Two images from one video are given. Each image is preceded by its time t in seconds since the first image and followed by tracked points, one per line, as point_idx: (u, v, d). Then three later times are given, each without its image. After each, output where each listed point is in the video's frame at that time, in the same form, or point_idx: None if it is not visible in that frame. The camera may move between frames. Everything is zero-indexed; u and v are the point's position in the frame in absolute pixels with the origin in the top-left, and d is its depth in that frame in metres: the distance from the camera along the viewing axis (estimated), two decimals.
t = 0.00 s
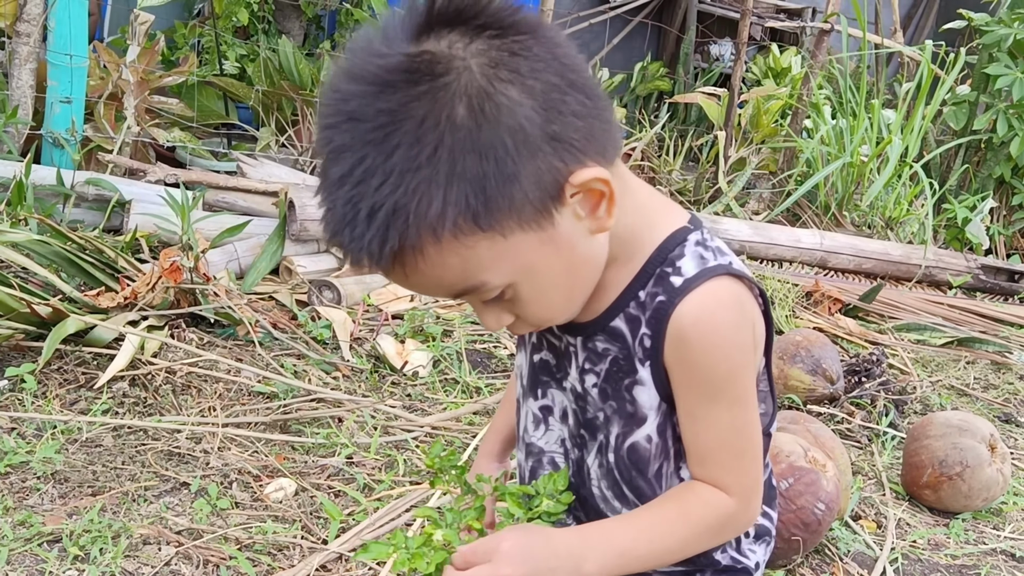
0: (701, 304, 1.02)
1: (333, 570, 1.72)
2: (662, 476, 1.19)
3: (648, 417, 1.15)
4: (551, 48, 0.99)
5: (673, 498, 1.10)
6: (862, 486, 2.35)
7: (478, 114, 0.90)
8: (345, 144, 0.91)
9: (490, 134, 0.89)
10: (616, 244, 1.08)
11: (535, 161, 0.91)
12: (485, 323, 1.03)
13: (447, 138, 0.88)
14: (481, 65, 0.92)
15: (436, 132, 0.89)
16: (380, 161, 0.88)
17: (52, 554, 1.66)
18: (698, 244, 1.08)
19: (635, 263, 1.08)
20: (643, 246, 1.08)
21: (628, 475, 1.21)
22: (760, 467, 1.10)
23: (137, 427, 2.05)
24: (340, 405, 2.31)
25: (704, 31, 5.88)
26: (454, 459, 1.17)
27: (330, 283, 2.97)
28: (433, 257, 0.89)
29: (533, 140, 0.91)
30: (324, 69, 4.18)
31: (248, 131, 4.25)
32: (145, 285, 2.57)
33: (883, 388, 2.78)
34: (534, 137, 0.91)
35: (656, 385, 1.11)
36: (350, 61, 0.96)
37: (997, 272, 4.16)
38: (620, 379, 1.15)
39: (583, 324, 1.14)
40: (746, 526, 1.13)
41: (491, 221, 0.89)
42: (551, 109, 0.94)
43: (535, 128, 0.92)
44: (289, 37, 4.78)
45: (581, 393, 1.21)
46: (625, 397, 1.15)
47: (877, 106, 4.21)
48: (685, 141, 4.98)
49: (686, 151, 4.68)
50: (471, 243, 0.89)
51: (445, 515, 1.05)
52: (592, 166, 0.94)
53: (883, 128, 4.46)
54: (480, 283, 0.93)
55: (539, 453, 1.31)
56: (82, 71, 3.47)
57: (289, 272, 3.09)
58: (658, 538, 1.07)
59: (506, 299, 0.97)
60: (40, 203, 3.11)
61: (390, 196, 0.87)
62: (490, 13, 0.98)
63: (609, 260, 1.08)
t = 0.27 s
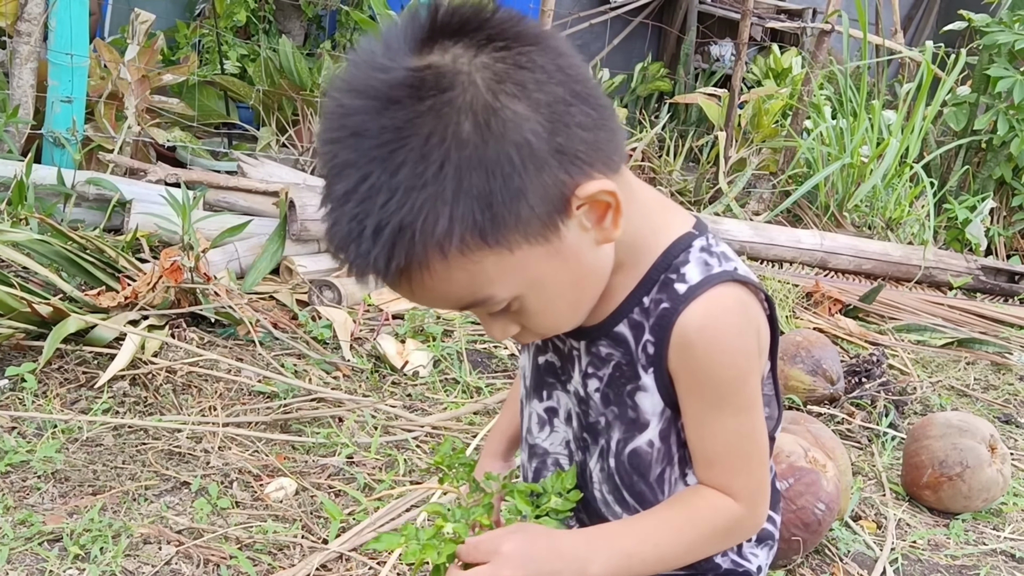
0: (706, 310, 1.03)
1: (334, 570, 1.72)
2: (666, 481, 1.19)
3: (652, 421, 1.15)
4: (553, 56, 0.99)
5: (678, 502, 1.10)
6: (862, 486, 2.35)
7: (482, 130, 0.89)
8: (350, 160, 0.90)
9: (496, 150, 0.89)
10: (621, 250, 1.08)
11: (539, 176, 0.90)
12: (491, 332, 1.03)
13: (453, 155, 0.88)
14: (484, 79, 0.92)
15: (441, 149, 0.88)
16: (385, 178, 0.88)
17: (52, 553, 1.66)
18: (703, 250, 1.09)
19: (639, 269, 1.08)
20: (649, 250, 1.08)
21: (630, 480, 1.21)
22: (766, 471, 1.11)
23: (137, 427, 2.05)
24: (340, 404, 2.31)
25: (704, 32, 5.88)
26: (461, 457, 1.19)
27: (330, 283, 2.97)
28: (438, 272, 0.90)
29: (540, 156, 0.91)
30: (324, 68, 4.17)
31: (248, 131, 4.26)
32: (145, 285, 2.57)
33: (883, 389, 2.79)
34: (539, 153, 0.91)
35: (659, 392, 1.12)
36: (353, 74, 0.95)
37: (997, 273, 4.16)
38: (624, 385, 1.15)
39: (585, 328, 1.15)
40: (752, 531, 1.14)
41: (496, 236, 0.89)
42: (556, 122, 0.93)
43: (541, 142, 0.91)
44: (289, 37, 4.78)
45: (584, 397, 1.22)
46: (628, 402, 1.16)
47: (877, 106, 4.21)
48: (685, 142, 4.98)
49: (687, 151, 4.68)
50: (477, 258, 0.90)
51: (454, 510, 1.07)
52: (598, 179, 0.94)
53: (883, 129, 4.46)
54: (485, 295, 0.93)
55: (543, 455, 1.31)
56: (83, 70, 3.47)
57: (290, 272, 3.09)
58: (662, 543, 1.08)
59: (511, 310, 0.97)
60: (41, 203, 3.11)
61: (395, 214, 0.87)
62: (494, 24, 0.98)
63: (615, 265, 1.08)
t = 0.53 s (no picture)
0: (717, 328, 1.02)
1: (334, 569, 1.72)
2: (671, 493, 1.20)
3: (659, 434, 1.16)
4: (569, 85, 0.96)
5: (682, 514, 1.11)
6: (862, 487, 2.35)
7: (497, 165, 0.87)
8: (361, 195, 0.89)
9: (511, 190, 0.87)
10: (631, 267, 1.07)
11: (554, 212, 0.89)
12: (499, 348, 1.04)
13: (467, 197, 0.86)
14: (500, 114, 0.90)
15: (456, 190, 0.86)
16: (397, 215, 0.86)
17: (53, 552, 1.66)
18: (715, 265, 1.08)
19: (650, 285, 1.08)
20: (661, 266, 1.08)
21: (635, 491, 1.21)
22: (772, 486, 1.11)
23: (138, 426, 2.05)
24: (340, 404, 2.31)
25: (705, 31, 5.88)
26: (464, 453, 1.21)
27: (331, 283, 2.99)
28: (451, 303, 0.89)
29: (556, 194, 0.89)
30: (324, 68, 4.17)
31: (249, 131, 4.26)
32: (146, 284, 2.57)
33: (883, 389, 2.79)
34: (556, 190, 0.89)
35: (667, 406, 1.12)
36: (364, 102, 0.93)
37: (998, 274, 4.16)
38: (631, 399, 1.15)
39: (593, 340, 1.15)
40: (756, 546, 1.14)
41: (511, 271, 0.88)
42: (572, 157, 0.91)
43: (557, 179, 0.89)
44: (290, 37, 4.78)
45: (591, 408, 1.22)
46: (635, 416, 1.16)
47: (878, 106, 4.21)
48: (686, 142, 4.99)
49: (687, 151, 4.68)
50: (491, 291, 0.89)
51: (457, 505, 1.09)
52: (613, 212, 0.93)
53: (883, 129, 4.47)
54: (497, 321, 0.93)
55: (548, 461, 1.32)
56: (83, 70, 3.47)
57: (290, 271, 3.09)
58: (667, 555, 1.09)
59: (521, 332, 0.97)
60: (41, 202, 3.11)
61: (408, 251, 0.86)
62: (511, 49, 0.96)
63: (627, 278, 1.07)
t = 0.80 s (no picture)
0: (727, 333, 1.02)
1: (333, 569, 1.71)
2: (677, 498, 1.19)
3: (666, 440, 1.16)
4: (590, 90, 0.96)
5: (688, 520, 1.10)
6: (863, 488, 2.35)
7: (513, 169, 0.87)
8: (375, 193, 0.88)
9: (527, 195, 0.86)
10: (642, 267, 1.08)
11: (569, 218, 0.88)
12: (506, 349, 1.04)
13: (483, 200, 0.85)
14: (519, 116, 0.89)
15: (472, 192, 0.86)
16: (410, 215, 0.86)
17: (50, 552, 1.66)
18: (726, 270, 1.08)
19: (661, 287, 1.08)
20: (674, 269, 1.08)
21: (641, 496, 1.22)
22: (780, 497, 1.10)
23: (136, 426, 2.04)
24: (339, 404, 2.31)
25: (706, 31, 5.86)
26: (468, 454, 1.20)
27: (330, 282, 2.97)
28: (460, 305, 0.89)
29: (572, 200, 0.88)
30: (324, 67, 4.16)
31: (248, 130, 4.25)
32: (144, 284, 2.57)
33: (884, 390, 2.78)
34: (572, 197, 0.88)
35: (675, 411, 1.12)
36: (381, 99, 0.92)
37: (998, 275, 4.16)
38: (639, 402, 1.16)
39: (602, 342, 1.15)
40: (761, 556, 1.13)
41: (522, 276, 0.88)
42: (589, 164, 0.91)
43: (574, 186, 0.89)
44: (289, 36, 4.77)
45: (599, 410, 1.22)
46: (643, 419, 1.16)
47: (879, 107, 4.21)
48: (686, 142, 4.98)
49: (688, 151, 4.67)
50: (501, 294, 0.89)
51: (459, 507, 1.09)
52: (627, 219, 0.92)
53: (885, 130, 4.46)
54: (505, 325, 0.93)
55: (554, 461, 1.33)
56: (82, 69, 3.46)
57: (289, 271, 3.09)
58: (669, 561, 1.08)
59: (530, 334, 0.97)
60: (40, 201, 3.10)
61: (419, 251, 0.85)
62: (532, 51, 0.97)
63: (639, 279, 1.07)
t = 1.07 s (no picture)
0: (741, 340, 1.02)
1: (333, 566, 1.71)
2: (686, 502, 1.20)
3: (677, 443, 1.17)
4: (610, 93, 0.96)
5: (696, 525, 1.10)
6: (864, 486, 2.34)
7: (530, 173, 0.86)
8: (390, 192, 0.88)
9: (544, 198, 0.86)
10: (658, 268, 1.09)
11: (586, 223, 0.88)
12: (518, 350, 1.04)
13: (499, 203, 0.85)
14: (537, 118, 0.89)
15: (488, 194, 0.85)
16: (425, 216, 0.85)
17: (51, 549, 1.66)
18: (742, 273, 1.09)
19: (676, 288, 1.09)
20: (689, 271, 1.09)
21: (651, 498, 1.23)
22: (790, 505, 1.10)
23: (137, 423, 2.04)
24: (340, 401, 2.30)
25: (707, 30, 5.86)
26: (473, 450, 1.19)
27: (331, 280, 2.98)
28: (474, 305, 0.89)
29: (589, 204, 0.88)
30: (325, 65, 4.16)
31: (250, 128, 4.25)
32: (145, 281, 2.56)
33: (885, 388, 2.78)
34: (590, 202, 0.88)
35: (687, 414, 1.13)
36: (398, 97, 0.92)
37: (1000, 274, 4.15)
38: (651, 404, 1.17)
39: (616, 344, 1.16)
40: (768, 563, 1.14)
41: (537, 279, 0.88)
42: (607, 168, 0.90)
43: (591, 190, 0.88)
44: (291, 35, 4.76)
45: (610, 411, 1.24)
46: (655, 422, 1.17)
47: (881, 106, 4.20)
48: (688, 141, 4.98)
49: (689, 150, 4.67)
50: (514, 297, 0.89)
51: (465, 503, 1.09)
52: (644, 224, 0.92)
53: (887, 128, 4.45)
54: (518, 326, 0.93)
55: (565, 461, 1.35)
56: (84, 66, 3.46)
57: (291, 269, 3.08)
58: (675, 563, 1.08)
59: (542, 336, 0.98)
60: (41, 199, 3.10)
61: (433, 253, 0.85)
62: (552, 52, 0.97)
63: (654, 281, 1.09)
